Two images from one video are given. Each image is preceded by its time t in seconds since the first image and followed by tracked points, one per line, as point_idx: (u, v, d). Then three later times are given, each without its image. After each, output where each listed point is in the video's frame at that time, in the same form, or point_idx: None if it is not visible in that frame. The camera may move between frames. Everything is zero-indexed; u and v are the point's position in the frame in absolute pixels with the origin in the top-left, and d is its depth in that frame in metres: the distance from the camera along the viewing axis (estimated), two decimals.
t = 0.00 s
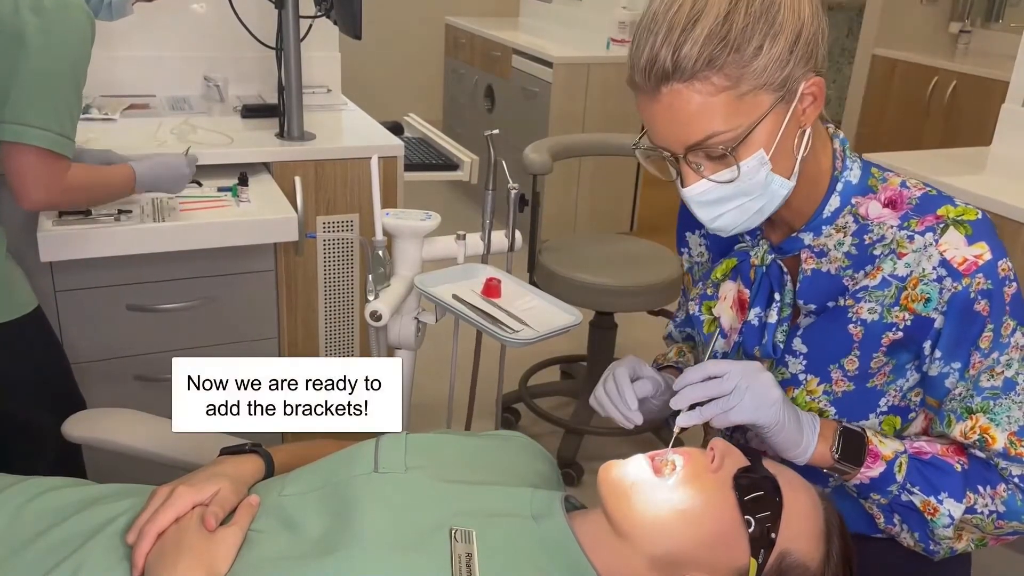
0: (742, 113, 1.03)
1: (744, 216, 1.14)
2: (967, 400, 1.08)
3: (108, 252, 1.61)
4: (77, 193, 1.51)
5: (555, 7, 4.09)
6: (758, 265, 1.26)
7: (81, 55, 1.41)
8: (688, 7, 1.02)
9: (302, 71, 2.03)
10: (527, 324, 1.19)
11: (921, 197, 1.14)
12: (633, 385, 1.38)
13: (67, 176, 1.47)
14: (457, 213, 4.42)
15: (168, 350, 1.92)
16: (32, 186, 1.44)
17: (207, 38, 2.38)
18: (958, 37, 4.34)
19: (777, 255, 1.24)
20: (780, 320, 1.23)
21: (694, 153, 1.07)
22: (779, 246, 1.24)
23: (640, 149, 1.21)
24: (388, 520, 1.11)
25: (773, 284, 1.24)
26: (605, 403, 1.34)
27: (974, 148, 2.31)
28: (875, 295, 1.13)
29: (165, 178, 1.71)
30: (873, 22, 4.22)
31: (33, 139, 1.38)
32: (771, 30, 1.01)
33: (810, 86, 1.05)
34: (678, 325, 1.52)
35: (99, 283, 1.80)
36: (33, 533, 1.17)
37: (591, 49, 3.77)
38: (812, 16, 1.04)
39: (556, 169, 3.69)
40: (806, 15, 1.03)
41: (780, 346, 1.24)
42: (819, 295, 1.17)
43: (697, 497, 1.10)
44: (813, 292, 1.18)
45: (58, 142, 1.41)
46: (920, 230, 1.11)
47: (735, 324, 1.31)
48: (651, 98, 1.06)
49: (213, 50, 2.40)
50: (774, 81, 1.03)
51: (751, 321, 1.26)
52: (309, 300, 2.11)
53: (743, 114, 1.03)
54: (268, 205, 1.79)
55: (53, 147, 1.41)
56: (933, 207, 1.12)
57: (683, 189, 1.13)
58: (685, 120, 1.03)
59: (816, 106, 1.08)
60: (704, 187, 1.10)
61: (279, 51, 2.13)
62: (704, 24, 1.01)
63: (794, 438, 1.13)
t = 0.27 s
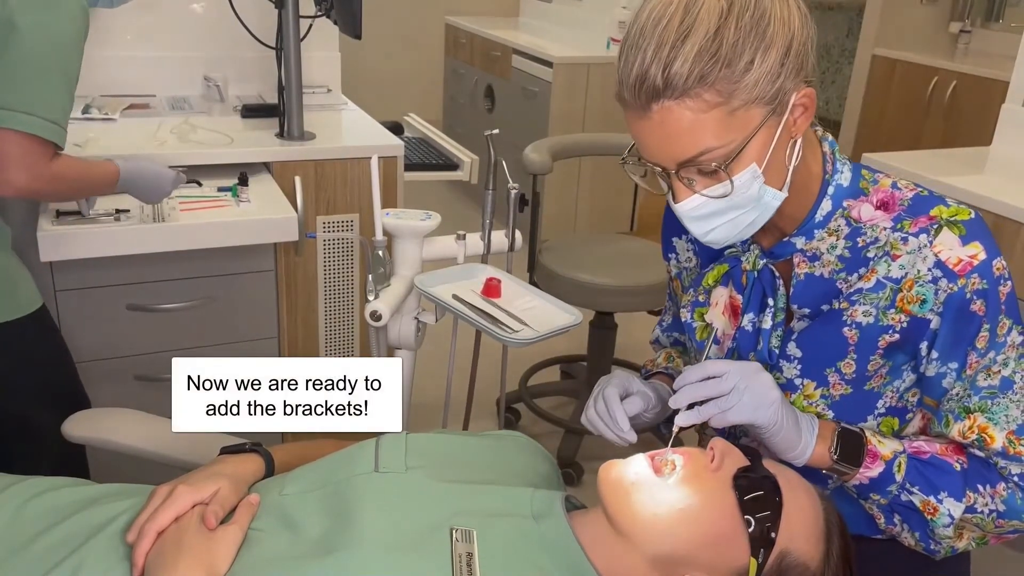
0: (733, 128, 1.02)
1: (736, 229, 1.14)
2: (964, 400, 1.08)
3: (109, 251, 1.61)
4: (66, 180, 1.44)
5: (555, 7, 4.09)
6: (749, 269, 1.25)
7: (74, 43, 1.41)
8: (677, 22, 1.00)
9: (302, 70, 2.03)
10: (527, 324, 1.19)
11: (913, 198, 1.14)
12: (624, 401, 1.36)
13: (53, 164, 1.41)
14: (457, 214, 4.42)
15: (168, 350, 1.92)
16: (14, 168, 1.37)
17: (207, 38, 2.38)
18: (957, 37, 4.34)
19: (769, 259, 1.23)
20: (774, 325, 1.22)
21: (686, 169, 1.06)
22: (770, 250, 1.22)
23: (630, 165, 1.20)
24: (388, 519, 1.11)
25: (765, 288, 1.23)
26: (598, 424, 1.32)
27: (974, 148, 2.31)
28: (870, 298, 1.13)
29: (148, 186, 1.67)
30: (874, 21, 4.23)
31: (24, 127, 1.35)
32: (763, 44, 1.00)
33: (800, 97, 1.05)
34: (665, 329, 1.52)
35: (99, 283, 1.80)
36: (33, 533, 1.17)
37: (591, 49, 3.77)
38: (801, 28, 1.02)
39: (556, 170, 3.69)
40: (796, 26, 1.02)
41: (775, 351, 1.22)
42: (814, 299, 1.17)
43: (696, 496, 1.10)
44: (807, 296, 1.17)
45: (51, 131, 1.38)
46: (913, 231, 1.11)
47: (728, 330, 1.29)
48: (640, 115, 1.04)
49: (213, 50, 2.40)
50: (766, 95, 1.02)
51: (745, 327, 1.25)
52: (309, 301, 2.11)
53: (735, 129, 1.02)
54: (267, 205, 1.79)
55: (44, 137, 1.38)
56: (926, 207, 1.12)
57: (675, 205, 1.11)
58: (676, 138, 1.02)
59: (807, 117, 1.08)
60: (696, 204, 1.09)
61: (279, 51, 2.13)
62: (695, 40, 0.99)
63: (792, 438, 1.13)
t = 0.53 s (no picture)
0: (738, 148, 1.01)
1: (736, 245, 1.14)
2: (965, 403, 1.08)
3: (110, 250, 1.61)
4: (54, 173, 1.45)
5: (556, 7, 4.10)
6: (747, 274, 1.24)
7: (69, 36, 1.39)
8: (684, 39, 0.97)
9: (302, 70, 2.02)
10: (528, 324, 1.19)
11: (912, 201, 1.14)
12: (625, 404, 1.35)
13: (39, 158, 1.40)
14: (457, 214, 4.42)
15: (168, 350, 1.92)
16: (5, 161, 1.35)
17: (207, 38, 2.38)
18: (958, 37, 4.35)
19: (767, 264, 1.21)
20: (774, 330, 1.21)
21: (688, 187, 1.05)
22: (767, 255, 1.21)
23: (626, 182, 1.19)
24: (388, 519, 1.11)
25: (764, 293, 1.22)
26: (600, 424, 1.31)
27: (974, 148, 2.31)
28: (868, 303, 1.13)
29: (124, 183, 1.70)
30: (874, 20, 4.23)
31: (22, 120, 1.33)
32: (770, 62, 0.98)
33: (804, 115, 1.04)
34: (654, 330, 1.52)
35: (99, 282, 1.80)
36: (32, 532, 1.17)
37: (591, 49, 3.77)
38: (807, 45, 1.01)
39: (556, 169, 3.69)
40: (804, 42, 1.00)
41: (774, 356, 1.21)
42: (812, 305, 1.16)
43: (697, 496, 1.10)
44: (805, 302, 1.17)
45: (46, 125, 1.37)
46: (913, 235, 1.10)
47: (726, 334, 1.28)
48: (643, 133, 1.02)
49: (213, 50, 2.40)
50: (771, 114, 1.01)
51: (744, 332, 1.25)
52: (309, 301, 2.11)
53: (740, 149, 1.01)
54: (268, 205, 1.79)
55: (39, 130, 1.36)
56: (925, 211, 1.12)
57: (676, 223, 1.10)
58: (680, 158, 1.00)
59: (810, 133, 1.07)
60: (697, 221, 1.08)
61: (279, 51, 2.13)
62: (702, 59, 0.97)
63: (793, 440, 1.13)
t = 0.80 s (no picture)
0: (748, 163, 1.01)
1: (740, 256, 1.14)
2: (966, 406, 1.08)
3: (110, 250, 1.60)
4: (53, 166, 1.43)
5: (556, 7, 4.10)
6: (747, 276, 1.23)
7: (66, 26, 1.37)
8: (697, 53, 0.96)
9: (302, 70, 2.02)
10: (528, 324, 1.19)
11: (913, 204, 1.14)
12: (623, 401, 1.35)
13: (40, 151, 1.39)
14: (457, 214, 4.42)
15: (168, 350, 1.92)
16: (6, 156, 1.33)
17: (207, 37, 2.38)
18: (958, 37, 4.35)
19: (767, 267, 1.21)
20: (774, 333, 1.21)
21: (696, 202, 1.04)
22: (768, 258, 1.20)
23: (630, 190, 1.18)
24: (388, 519, 1.11)
25: (763, 296, 1.23)
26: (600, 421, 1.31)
27: (973, 148, 2.31)
28: (869, 305, 1.13)
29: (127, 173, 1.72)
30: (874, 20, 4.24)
31: (21, 113, 1.32)
32: (783, 77, 0.98)
33: (814, 129, 1.04)
34: (650, 329, 1.53)
35: (99, 282, 1.80)
36: (32, 532, 1.17)
37: (591, 49, 3.77)
38: (819, 59, 1.00)
39: (556, 169, 3.69)
40: (816, 57, 1.00)
41: (773, 358, 1.21)
42: (812, 307, 1.17)
43: (698, 496, 1.10)
44: (805, 304, 1.17)
45: (45, 117, 1.35)
46: (914, 238, 1.11)
47: (723, 336, 1.29)
48: (652, 146, 1.01)
49: (213, 50, 2.40)
50: (782, 129, 1.00)
51: (744, 335, 1.25)
52: (309, 301, 2.11)
53: (750, 165, 1.01)
54: (267, 205, 1.79)
55: (39, 122, 1.35)
56: (926, 213, 1.13)
57: (681, 234, 1.10)
58: (690, 173, 1.00)
59: (818, 146, 1.06)
60: (703, 234, 1.08)
61: (279, 51, 2.13)
62: (716, 74, 0.96)
63: (793, 441, 1.13)
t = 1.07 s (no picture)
0: (743, 170, 1.01)
1: (735, 262, 1.13)
2: (966, 408, 1.08)
3: (110, 250, 1.60)
4: (63, 161, 1.44)
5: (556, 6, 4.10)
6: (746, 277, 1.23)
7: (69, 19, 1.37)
8: (692, 60, 0.96)
9: (302, 70, 2.02)
10: (527, 323, 1.19)
11: (912, 206, 1.14)
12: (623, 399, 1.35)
13: (53, 146, 1.39)
14: (457, 214, 4.42)
15: (168, 350, 1.92)
16: (21, 159, 1.34)
17: (207, 37, 2.38)
18: (958, 37, 4.35)
19: (765, 268, 1.21)
20: (773, 334, 1.22)
21: (691, 208, 1.04)
22: (767, 259, 1.21)
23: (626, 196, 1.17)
24: (388, 519, 1.11)
25: (763, 297, 1.22)
26: (603, 417, 1.31)
27: (974, 147, 2.31)
28: (868, 307, 1.13)
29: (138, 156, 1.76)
30: (874, 20, 4.23)
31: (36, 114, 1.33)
32: (778, 84, 0.98)
33: (810, 135, 1.04)
34: (650, 328, 1.53)
35: (99, 283, 1.80)
36: (32, 532, 1.17)
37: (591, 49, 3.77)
38: (815, 65, 1.00)
39: (556, 169, 3.69)
40: (813, 63, 1.00)
41: (773, 360, 1.22)
42: (811, 309, 1.17)
43: (697, 496, 1.10)
44: (804, 306, 1.17)
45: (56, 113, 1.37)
46: (913, 240, 1.10)
47: (722, 336, 1.29)
48: (647, 153, 1.02)
49: (214, 50, 2.40)
50: (777, 135, 1.00)
51: (743, 337, 1.24)
52: (309, 301, 2.12)
53: (745, 171, 1.01)
54: (267, 205, 1.79)
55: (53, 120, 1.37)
56: (926, 215, 1.12)
57: (676, 240, 1.09)
58: (684, 180, 1.00)
59: (814, 151, 1.06)
60: (698, 240, 1.07)
61: (279, 51, 2.13)
62: (710, 82, 0.96)
63: (793, 441, 1.13)
